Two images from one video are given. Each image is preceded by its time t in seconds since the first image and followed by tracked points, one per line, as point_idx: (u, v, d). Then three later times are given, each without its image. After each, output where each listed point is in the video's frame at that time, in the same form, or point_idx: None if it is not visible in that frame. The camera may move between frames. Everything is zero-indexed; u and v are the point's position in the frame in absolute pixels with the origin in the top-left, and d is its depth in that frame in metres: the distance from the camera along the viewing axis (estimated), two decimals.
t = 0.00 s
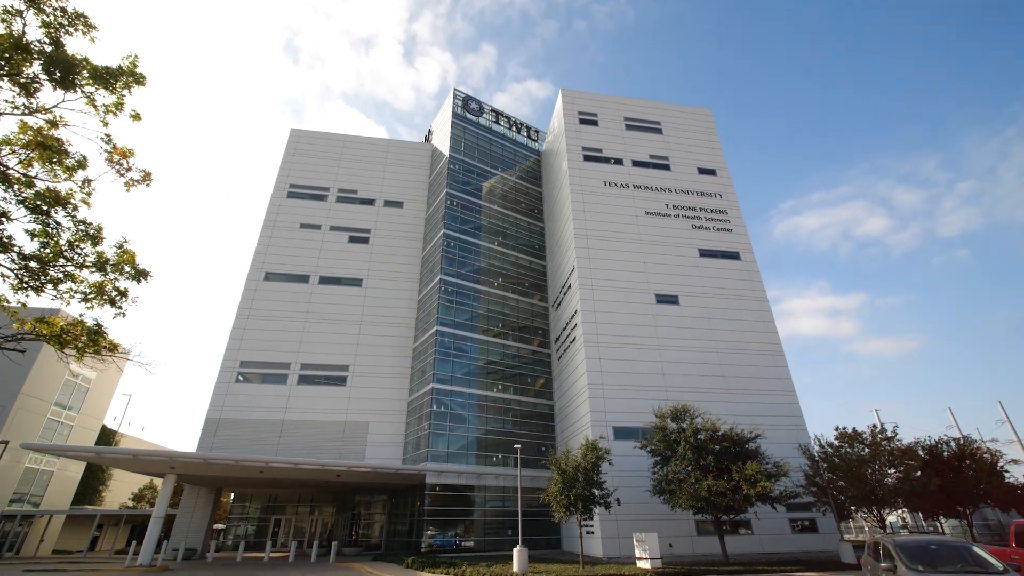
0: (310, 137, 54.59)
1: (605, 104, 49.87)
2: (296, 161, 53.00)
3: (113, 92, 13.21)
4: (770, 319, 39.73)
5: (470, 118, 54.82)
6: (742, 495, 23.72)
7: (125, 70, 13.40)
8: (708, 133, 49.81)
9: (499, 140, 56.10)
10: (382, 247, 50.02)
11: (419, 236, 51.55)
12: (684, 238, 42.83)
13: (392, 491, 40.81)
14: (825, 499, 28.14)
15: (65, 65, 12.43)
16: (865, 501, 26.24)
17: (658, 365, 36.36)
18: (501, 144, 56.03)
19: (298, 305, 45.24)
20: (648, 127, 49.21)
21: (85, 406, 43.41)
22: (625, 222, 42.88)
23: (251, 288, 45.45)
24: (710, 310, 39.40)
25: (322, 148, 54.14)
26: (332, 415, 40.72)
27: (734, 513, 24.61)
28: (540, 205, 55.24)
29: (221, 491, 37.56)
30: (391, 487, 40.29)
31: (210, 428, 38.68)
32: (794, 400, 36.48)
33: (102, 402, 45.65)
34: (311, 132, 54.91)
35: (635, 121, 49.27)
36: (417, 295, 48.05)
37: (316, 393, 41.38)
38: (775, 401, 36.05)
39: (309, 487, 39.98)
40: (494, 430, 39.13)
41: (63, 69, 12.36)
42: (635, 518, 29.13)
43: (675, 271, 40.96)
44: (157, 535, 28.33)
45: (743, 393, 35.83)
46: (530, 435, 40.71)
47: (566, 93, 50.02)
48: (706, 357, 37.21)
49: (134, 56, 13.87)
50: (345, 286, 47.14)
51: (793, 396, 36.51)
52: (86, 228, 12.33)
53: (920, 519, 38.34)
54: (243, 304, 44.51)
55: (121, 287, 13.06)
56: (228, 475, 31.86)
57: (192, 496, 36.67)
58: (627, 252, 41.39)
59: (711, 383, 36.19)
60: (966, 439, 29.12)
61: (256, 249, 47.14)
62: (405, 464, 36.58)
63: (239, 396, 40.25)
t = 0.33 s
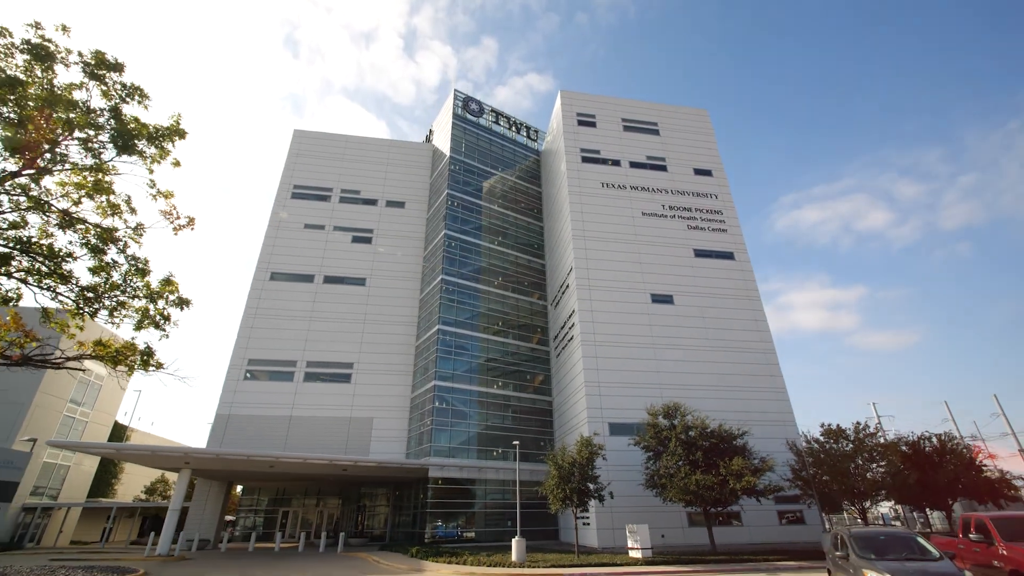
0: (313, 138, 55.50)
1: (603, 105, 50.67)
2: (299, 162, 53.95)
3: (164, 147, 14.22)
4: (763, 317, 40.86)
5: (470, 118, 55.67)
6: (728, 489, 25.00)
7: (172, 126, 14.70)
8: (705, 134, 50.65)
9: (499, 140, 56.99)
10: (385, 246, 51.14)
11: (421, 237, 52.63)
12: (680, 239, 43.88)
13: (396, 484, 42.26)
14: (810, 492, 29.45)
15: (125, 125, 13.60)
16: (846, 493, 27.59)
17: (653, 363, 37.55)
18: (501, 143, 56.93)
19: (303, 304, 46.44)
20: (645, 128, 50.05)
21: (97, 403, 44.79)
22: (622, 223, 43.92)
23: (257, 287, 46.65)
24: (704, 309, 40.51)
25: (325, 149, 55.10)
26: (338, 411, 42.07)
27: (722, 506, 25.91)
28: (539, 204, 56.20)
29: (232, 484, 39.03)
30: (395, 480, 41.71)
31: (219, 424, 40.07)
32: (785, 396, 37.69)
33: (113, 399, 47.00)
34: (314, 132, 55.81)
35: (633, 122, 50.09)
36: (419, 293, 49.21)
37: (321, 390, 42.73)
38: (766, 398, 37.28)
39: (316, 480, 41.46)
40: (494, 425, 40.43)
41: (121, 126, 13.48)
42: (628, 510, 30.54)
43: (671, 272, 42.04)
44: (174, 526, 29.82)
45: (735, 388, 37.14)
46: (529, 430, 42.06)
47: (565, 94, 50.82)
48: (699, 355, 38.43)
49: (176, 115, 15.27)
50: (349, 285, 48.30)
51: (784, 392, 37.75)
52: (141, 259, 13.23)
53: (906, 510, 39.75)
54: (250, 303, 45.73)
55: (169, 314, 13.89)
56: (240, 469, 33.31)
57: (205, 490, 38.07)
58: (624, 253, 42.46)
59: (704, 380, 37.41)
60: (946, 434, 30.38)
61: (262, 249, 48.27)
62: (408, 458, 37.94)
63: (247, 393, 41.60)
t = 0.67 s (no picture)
0: (315, 138, 56.37)
1: (601, 106, 51.47)
2: (302, 163, 54.86)
3: (203, 190, 14.64)
4: (755, 316, 41.96)
5: (470, 119, 56.50)
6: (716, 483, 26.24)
7: (209, 169, 15.31)
8: (702, 135, 51.49)
9: (499, 141, 57.84)
10: (387, 246, 52.21)
11: (423, 236, 53.67)
12: (675, 239, 44.89)
13: (399, 477, 43.70)
14: (797, 485, 30.70)
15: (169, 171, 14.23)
16: (831, 487, 28.88)
17: (648, 361, 38.70)
18: (501, 144, 57.78)
19: (308, 303, 47.61)
20: (643, 129, 50.89)
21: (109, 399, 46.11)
22: (619, 224, 44.93)
23: (263, 287, 47.78)
24: (699, 309, 41.61)
25: (327, 150, 55.99)
26: (342, 408, 43.41)
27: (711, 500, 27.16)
28: (538, 204, 57.15)
29: (241, 477, 40.39)
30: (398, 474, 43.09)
31: (228, 420, 41.38)
32: (776, 393, 38.87)
33: (124, 395, 48.34)
34: (316, 133, 56.67)
35: (631, 123, 50.91)
36: (421, 292, 50.36)
37: (326, 386, 44.06)
38: (757, 395, 38.48)
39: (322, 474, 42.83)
40: (494, 421, 41.69)
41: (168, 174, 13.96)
42: (622, 502, 31.89)
43: (666, 271, 43.08)
44: (189, 518, 31.26)
45: (728, 385, 38.36)
46: (528, 426, 43.35)
47: (564, 96, 51.60)
48: (693, 353, 39.57)
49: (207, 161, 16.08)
50: (353, 284, 49.46)
51: (774, 388, 38.94)
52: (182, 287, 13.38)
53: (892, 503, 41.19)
54: (256, 303, 46.90)
55: (208, 341, 14.21)
56: (250, 464, 34.71)
57: (215, 484, 39.37)
58: (620, 253, 43.50)
59: (698, 378, 38.58)
60: (929, 431, 31.64)
61: (267, 249, 49.35)
62: (411, 453, 39.30)
63: (255, 389, 42.89)
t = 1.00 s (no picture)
0: (318, 139, 57.29)
1: (599, 107, 52.27)
2: (305, 163, 55.80)
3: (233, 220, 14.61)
4: (748, 315, 43.06)
5: (470, 119, 57.32)
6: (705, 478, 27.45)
7: (237, 201, 15.34)
8: (698, 136, 52.31)
9: (499, 141, 58.66)
10: (389, 245, 53.30)
11: (424, 236, 54.70)
12: (671, 239, 45.90)
13: (401, 471, 45.08)
14: (784, 479, 31.95)
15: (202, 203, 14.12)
16: (817, 481, 30.13)
17: (643, 359, 39.83)
18: (501, 144, 58.62)
19: (312, 302, 48.79)
20: (640, 130, 51.72)
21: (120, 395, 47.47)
22: (615, 224, 45.93)
23: (268, 286, 48.92)
24: (692, 307, 42.70)
25: (330, 150, 56.93)
26: (346, 404, 44.73)
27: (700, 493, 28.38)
28: (537, 203, 58.09)
29: (249, 471, 41.72)
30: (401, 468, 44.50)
31: (236, 416, 42.66)
32: (767, 390, 40.04)
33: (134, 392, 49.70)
34: (319, 134, 57.54)
35: (628, 124, 51.73)
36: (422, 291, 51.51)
37: (331, 382, 45.39)
38: (749, 391, 39.65)
39: (327, 468, 44.23)
40: (494, 417, 42.93)
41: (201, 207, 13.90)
42: (615, 495, 33.25)
43: (661, 271, 44.14)
44: (201, 510, 32.67)
45: (719, 382, 39.58)
46: (527, 421, 44.66)
47: (562, 97, 52.34)
48: (687, 351, 40.72)
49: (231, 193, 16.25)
50: (356, 283, 50.61)
51: (766, 385, 40.11)
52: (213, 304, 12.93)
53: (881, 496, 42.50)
54: (261, 301, 48.06)
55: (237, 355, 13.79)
56: (258, 458, 36.07)
57: (225, 478, 40.72)
58: (617, 253, 44.53)
59: (692, 375, 39.76)
60: (912, 427, 32.95)
61: (272, 249, 50.44)
62: (413, 448, 40.66)
63: (262, 386, 44.18)
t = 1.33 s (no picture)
0: (320, 140, 58.16)
1: (597, 108, 53.06)
2: (308, 164, 56.70)
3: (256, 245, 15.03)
4: (741, 313, 44.15)
5: (470, 119, 58.17)
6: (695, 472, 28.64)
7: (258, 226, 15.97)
8: (694, 136, 53.15)
9: (498, 141, 59.53)
10: (390, 245, 54.36)
11: (424, 235, 55.70)
12: (667, 239, 46.88)
13: (404, 465, 46.43)
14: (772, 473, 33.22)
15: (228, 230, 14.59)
16: (803, 475, 31.38)
17: (639, 357, 40.97)
18: (501, 143, 59.48)
19: (316, 300, 49.91)
20: (637, 130, 52.54)
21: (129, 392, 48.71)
22: (612, 224, 46.89)
23: (272, 285, 50.02)
24: (687, 306, 43.75)
25: (332, 151, 57.81)
26: (350, 400, 46.04)
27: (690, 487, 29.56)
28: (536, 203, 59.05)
29: (256, 465, 43.06)
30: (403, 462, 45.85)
31: (243, 412, 43.95)
32: (759, 386, 41.19)
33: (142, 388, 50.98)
34: (321, 134, 58.39)
35: (625, 125, 52.56)
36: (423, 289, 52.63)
37: (335, 379, 46.65)
38: (742, 388, 40.83)
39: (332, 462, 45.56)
40: (493, 412, 44.20)
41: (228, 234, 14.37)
42: (610, 488, 34.55)
43: (657, 271, 45.19)
44: (211, 503, 34.04)
45: (712, 379, 40.81)
46: (526, 416, 45.96)
47: (561, 98, 53.10)
48: (681, 348, 41.87)
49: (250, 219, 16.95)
50: (358, 282, 51.70)
51: (758, 382, 41.26)
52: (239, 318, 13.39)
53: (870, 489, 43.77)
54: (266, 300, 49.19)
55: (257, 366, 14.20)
56: (266, 453, 37.36)
57: (233, 471, 42.15)
58: (613, 252, 45.53)
59: (686, 371, 40.96)
60: (897, 422, 34.20)
61: (276, 249, 51.51)
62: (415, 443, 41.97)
63: (268, 382, 45.40)
